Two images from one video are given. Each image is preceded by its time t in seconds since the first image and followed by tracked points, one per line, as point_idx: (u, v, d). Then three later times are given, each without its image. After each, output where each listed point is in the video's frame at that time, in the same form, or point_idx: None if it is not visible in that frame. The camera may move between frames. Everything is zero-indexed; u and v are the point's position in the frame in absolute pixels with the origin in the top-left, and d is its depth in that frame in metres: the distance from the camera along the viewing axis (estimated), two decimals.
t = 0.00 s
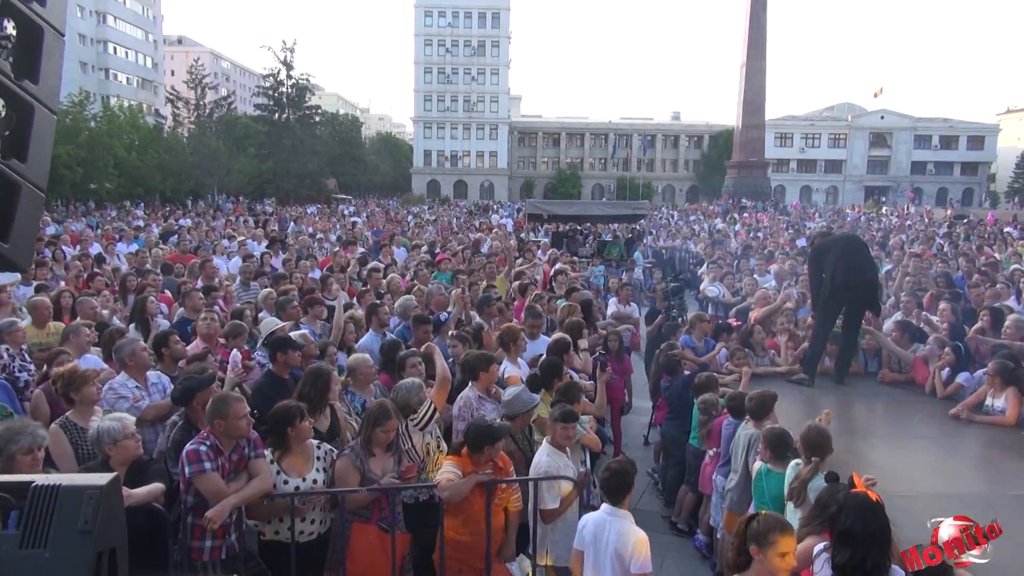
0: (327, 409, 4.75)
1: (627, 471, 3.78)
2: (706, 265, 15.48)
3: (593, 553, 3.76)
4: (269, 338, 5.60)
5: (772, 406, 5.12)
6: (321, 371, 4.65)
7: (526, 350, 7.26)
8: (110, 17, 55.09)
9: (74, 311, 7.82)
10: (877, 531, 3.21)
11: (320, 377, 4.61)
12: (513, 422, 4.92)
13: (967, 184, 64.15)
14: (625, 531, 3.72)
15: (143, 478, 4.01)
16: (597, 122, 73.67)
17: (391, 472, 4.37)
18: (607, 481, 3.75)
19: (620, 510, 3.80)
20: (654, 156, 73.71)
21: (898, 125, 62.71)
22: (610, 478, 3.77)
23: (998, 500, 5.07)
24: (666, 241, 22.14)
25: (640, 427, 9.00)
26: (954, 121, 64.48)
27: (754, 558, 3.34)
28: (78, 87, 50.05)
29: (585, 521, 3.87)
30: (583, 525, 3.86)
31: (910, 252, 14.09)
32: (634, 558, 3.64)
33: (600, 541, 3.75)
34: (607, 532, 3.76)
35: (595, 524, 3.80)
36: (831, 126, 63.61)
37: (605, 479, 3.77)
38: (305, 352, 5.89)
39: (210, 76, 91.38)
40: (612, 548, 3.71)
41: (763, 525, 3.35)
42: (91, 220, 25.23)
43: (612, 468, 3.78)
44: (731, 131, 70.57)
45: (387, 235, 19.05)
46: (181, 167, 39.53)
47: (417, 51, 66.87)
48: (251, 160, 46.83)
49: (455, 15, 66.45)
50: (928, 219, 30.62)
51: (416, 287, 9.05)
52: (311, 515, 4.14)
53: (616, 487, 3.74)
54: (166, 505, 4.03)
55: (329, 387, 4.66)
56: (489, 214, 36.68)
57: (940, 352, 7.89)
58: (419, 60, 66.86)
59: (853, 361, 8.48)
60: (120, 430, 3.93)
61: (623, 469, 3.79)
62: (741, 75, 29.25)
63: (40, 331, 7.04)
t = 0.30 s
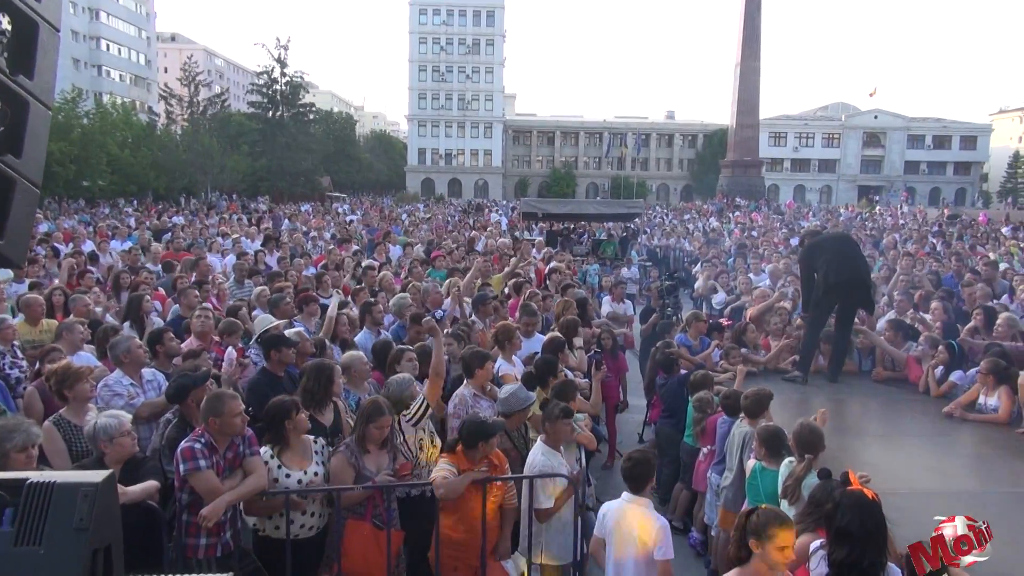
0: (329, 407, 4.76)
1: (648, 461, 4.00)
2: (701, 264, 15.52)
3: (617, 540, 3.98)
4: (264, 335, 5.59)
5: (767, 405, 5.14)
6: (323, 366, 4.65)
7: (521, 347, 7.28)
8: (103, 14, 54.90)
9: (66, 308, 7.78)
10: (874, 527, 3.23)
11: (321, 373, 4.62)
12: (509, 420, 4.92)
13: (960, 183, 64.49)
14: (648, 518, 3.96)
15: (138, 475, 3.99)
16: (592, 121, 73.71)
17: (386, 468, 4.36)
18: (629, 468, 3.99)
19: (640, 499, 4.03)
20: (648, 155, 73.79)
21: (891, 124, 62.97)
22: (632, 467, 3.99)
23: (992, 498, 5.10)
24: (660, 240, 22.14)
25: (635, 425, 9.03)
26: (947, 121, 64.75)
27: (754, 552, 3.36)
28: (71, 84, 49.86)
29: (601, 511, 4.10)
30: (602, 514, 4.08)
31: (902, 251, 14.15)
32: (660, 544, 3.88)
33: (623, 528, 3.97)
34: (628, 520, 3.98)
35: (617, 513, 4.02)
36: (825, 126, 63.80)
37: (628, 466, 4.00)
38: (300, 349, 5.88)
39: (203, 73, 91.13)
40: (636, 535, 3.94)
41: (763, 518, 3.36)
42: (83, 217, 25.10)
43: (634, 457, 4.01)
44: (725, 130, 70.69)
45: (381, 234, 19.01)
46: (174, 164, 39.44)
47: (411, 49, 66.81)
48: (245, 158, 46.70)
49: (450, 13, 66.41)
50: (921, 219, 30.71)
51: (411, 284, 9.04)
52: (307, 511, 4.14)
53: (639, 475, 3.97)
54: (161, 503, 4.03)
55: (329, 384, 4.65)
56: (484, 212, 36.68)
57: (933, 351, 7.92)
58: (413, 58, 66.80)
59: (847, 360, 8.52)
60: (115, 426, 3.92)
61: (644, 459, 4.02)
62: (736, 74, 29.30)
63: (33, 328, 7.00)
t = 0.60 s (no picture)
0: (336, 402, 4.77)
1: (665, 452, 4.32)
2: (705, 263, 15.48)
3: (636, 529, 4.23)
4: (269, 332, 5.60)
5: (773, 404, 5.13)
6: (330, 363, 4.67)
7: (526, 345, 7.28)
8: (108, 11, 54.97)
9: (71, 305, 7.80)
10: (880, 528, 3.23)
11: (326, 371, 4.64)
12: (514, 418, 4.93)
13: (966, 183, 64.25)
14: (667, 508, 4.20)
15: (143, 472, 4.00)
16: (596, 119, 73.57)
17: (393, 466, 4.36)
18: (651, 458, 4.29)
19: (659, 489, 4.28)
20: (652, 153, 73.72)
21: (897, 123, 62.75)
22: (651, 458, 4.30)
23: (997, 499, 5.08)
24: (664, 238, 22.10)
25: (639, 424, 9.02)
26: (953, 120, 64.48)
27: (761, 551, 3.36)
28: (77, 82, 50.03)
29: (623, 498, 4.37)
30: (623, 502, 4.34)
31: (908, 251, 14.09)
32: (677, 533, 4.11)
33: (642, 518, 4.21)
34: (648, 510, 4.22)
35: (636, 503, 4.26)
36: (830, 125, 63.58)
37: (648, 458, 4.31)
38: (305, 346, 5.89)
39: (208, 71, 91.29)
40: (655, 524, 4.17)
41: (768, 516, 3.36)
42: (88, 214, 25.12)
43: (654, 449, 4.32)
44: (729, 129, 70.56)
45: (385, 232, 19.00)
46: (179, 161, 39.55)
47: (416, 46, 66.78)
48: (249, 155, 46.72)
49: (454, 11, 66.34)
50: (926, 218, 30.57)
51: (415, 282, 9.05)
52: (312, 507, 4.15)
53: (657, 465, 4.28)
54: (166, 499, 4.04)
55: (336, 380, 4.67)
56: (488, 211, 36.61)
57: (938, 351, 7.89)
58: (418, 56, 66.77)
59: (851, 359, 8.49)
60: (119, 423, 3.93)
61: (662, 450, 4.35)
62: (741, 72, 29.19)
63: (39, 324, 7.02)
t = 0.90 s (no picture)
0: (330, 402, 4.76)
1: (662, 440, 4.47)
2: (703, 262, 15.51)
3: (638, 513, 4.42)
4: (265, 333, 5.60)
5: (770, 402, 5.14)
6: (319, 364, 4.65)
7: (523, 344, 7.29)
8: (106, 10, 54.93)
9: (68, 305, 7.80)
10: (877, 527, 3.23)
11: (318, 371, 4.62)
12: (510, 417, 4.94)
13: (963, 182, 64.34)
14: (666, 493, 4.38)
15: (139, 472, 4.00)
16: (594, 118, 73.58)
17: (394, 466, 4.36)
18: (649, 446, 4.44)
19: (657, 474, 4.46)
20: (651, 153, 73.73)
21: (895, 122, 62.86)
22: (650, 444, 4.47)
23: (995, 498, 5.09)
24: (662, 237, 22.10)
25: (637, 423, 9.03)
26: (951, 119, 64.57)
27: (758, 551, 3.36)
28: (75, 81, 49.93)
29: (626, 486, 4.57)
30: (625, 490, 4.55)
31: (905, 250, 14.12)
32: (676, 515, 4.31)
33: (644, 501, 4.41)
34: (649, 494, 4.41)
35: (637, 489, 4.45)
36: (828, 124, 63.64)
37: (646, 445, 4.46)
38: (302, 347, 5.90)
39: (206, 70, 91.26)
40: (655, 508, 4.37)
41: (764, 516, 3.36)
42: (86, 213, 25.12)
43: (651, 437, 4.47)
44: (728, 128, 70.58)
45: (384, 231, 19.01)
46: (178, 161, 39.50)
47: (414, 45, 66.80)
48: (247, 154, 46.70)
49: (452, 10, 66.36)
50: (923, 217, 30.62)
51: (413, 281, 9.05)
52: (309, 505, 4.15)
53: (655, 451, 4.44)
54: (163, 498, 4.04)
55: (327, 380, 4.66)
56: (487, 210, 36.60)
57: (935, 351, 7.90)
58: (416, 55, 66.79)
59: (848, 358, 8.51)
60: (114, 424, 3.92)
61: (659, 438, 4.49)
62: (739, 72, 29.23)
63: (36, 324, 7.01)
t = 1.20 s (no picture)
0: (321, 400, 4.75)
1: (660, 425, 4.73)
2: (699, 262, 15.56)
3: (644, 495, 4.70)
4: (259, 332, 5.59)
5: (766, 401, 5.15)
6: (302, 364, 4.63)
7: (519, 344, 7.31)
8: (101, 8, 54.80)
9: (63, 304, 7.79)
10: (872, 526, 3.23)
11: (301, 370, 4.59)
12: (506, 416, 4.95)
13: (958, 182, 64.47)
14: (669, 473, 4.70)
15: (134, 471, 3.98)
16: (591, 117, 73.59)
17: (391, 465, 4.35)
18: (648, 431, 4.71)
19: (654, 456, 4.74)
20: (647, 152, 73.77)
21: (890, 122, 62.98)
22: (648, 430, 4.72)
23: (989, 497, 5.11)
24: (658, 237, 22.11)
25: (634, 422, 9.05)
26: (946, 119, 64.68)
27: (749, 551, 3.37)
28: (70, 79, 49.74)
29: (624, 471, 4.84)
30: (625, 474, 4.80)
31: (900, 250, 14.17)
32: (681, 491, 4.65)
33: (649, 481, 4.70)
34: (653, 475, 4.72)
35: (641, 471, 4.73)
36: (824, 123, 63.74)
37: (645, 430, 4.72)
38: (297, 346, 5.90)
39: (202, 69, 91.12)
40: (661, 486, 4.68)
41: (754, 515, 3.39)
42: (81, 212, 25.08)
43: (649, 422, 4.73)
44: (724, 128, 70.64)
45: (380, 230, 19.01)
46: (173, 160, 39.39)
47: (411, 45, 66.72)
48: (243, 153, 46.61)
49: (448, 9, 66.32)
50: (918, 217, 30.67)
51: (409, 280, 9.04)
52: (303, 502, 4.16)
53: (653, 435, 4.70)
54: (158, 497, 4.04)
55: (313, 380, 4.63)
56: (483, 209, 36.56)
57: (931, 350, 7.93)
58: (412, 54, 66.72)
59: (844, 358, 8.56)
60: (107, 423, 3.91)
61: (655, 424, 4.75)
62: (735, 71, 29.25)
63: (32, 322, 6.99)
